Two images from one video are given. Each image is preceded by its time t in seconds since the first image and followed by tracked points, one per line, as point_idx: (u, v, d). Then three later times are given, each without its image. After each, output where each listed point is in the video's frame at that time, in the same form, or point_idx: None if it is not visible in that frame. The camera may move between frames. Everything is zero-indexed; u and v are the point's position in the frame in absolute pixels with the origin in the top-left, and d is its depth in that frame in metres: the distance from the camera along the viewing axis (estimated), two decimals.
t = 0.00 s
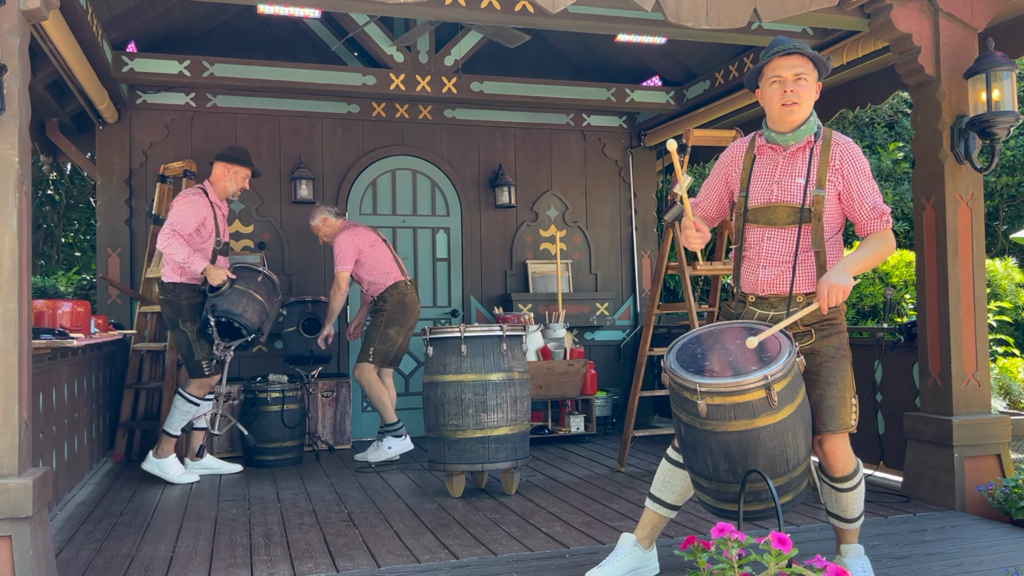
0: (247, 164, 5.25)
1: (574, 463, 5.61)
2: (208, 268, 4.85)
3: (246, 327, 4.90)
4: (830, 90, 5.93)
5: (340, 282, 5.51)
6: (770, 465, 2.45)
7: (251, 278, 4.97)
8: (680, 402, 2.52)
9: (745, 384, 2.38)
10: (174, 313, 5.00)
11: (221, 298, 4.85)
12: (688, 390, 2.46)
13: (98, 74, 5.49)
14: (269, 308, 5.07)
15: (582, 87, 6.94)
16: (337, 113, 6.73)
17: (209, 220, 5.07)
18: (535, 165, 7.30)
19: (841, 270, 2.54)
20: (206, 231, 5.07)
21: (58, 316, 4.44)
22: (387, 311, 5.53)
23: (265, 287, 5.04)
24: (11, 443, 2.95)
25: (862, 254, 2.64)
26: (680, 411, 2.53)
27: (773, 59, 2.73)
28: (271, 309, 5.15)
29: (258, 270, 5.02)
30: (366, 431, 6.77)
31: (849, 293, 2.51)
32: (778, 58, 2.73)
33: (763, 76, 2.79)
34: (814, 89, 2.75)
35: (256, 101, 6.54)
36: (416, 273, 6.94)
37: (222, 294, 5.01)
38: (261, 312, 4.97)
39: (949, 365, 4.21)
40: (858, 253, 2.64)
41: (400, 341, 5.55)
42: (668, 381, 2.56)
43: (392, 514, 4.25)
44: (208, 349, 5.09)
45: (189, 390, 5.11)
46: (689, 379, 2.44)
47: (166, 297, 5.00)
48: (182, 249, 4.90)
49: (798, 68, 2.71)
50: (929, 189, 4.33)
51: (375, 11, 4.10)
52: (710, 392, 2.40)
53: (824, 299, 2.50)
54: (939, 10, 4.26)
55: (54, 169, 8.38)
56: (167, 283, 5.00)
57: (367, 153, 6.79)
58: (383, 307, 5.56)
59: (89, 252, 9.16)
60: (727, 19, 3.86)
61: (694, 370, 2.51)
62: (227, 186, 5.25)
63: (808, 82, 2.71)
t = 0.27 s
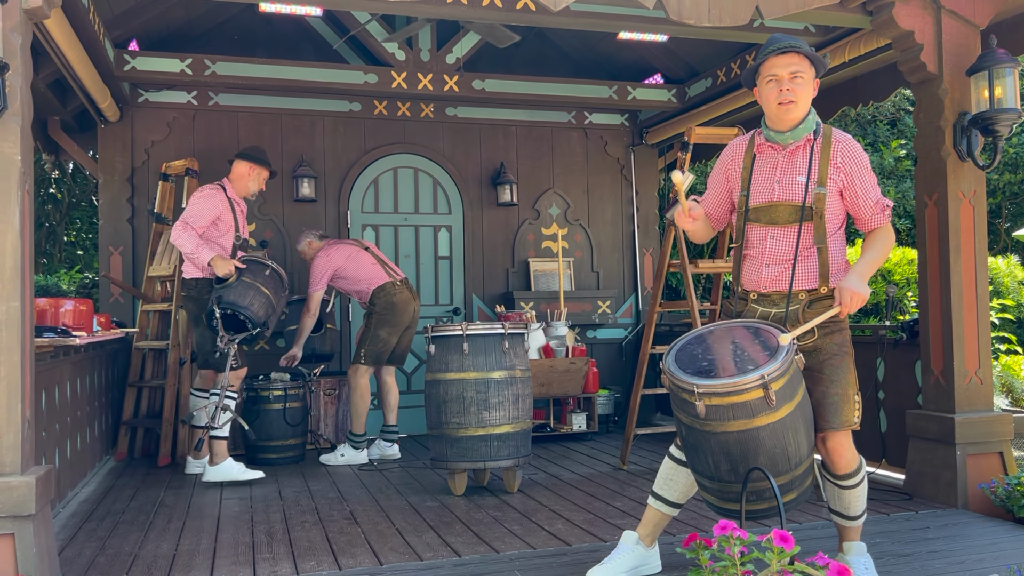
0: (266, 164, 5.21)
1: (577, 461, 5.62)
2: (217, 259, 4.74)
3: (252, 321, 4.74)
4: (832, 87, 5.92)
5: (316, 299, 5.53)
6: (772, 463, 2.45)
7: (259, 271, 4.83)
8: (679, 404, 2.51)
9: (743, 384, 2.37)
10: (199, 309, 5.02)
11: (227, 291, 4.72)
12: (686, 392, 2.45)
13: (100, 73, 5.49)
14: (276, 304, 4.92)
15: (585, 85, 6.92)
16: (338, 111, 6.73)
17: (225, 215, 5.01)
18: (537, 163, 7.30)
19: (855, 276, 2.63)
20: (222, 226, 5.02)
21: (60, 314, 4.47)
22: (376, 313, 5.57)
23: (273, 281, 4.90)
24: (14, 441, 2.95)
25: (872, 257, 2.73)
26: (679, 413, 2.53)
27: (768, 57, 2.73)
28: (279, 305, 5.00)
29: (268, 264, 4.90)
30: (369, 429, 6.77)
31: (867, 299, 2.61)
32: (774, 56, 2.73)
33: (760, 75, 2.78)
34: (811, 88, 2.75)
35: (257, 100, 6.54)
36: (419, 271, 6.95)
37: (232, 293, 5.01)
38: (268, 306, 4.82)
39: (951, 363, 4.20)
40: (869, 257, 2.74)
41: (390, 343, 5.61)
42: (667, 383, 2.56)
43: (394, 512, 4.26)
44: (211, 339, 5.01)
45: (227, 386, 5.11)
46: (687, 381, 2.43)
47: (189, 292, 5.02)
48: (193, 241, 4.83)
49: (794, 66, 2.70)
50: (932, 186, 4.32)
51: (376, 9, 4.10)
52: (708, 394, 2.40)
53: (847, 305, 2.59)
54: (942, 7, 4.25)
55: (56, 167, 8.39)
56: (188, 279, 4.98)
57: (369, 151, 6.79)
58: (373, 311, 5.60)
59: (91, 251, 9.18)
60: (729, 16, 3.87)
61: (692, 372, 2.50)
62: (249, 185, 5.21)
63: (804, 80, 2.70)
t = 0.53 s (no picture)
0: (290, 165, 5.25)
1: (578, 459, 5.62)
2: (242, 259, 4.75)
3: (269, 329, 4.67)
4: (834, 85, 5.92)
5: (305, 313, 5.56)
6: (774, 460, 2.45)
7: (284, 278, 4.76)
8: (684, 399, 2.51)
9: (750, 379, 2.37)
10: (221, 306, 5.03)
11: (247, 297, 4.66)
12: (692, 385, 2.45)
13: (102, 71, 5.49)
14: (298, 313, 4.83)
15: (587, 83, 6.90)
16: (340, 109, 6.73)
17: (252, 211, 5.08)
18: (538, 161, 7.29)
19: (859, 279, 2.64)
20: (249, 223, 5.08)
21: (63, 312, 4.49)
22: (365, 313, 5.58)
23: (297, 289, 4.81)
24: (17, 439, 2.96)
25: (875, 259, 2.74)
26: (683, 408, 2.52)
27: (777, 53, 2.73)
28: (302, 313, 4.91)
29: (295, 271, 4.81)
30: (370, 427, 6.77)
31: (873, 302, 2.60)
32: (783, 53, 2.73)
33: (769, 72, 2.78)
34: (819, 85, 2.76)
35: (259, 98, 6.54)
36: (420, 269, 6.95)
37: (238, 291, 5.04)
38: (287, 317, 4.73)
39: (954, 361, 4.20)
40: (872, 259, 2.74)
41: (378, 342, 5.61)
42: (672, 378, 2.56)
43: (396, 510, 4.26)
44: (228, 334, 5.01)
45: (245, 388, 5.11)
46: (693, 375, 2.43)
47: (213, 290, 5.03)
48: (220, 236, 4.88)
49: (803, 63, 2.71)
50: (934, 184, 4.32)
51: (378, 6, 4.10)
52: (714, 388, 2.40)
53: (849, 307, 2.58)
54: (944, 4, 4.25)
55: (59, 166, 8.40)
56: (214, 276, 5.05)
57: (371, 149, 6.79)
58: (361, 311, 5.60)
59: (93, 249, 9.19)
60: (732, 15, 3.91)
61: (697, 366, 2.50)
62: (272, 184, 5.25)
63: (812, 77, 2.71)
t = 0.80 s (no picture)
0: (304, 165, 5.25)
1: (580, 458, 5.62)
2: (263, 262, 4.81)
3: (292, 335, 4.74)
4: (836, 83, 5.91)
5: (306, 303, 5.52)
6: (776, 458, 2.45)
7: (307, 284, 4.83)
8: (687, 395, 2.51)
9: (755, 378, 2.37)
10: (242, 306, 5.04)
11: (271, 304, 4.73)
12: (696, 382, 2.45)
13: (103, 70, 5.49)
14: (320, 317, 4.90)
15: (589, 81, 6.89)
16: (341, 108, 6.72)
17: (274, 210, 5.04)
18: (540, 159, 7.29)
19: (859, 276, 2.65)
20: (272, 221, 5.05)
21: (64, 311, 4.49)
22: (363, 308, 5.57)
23: (319, 294, 4.87)
24: (19, 437, 2.96)
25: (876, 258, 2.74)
26: (686, 404, 2.52)
27: (793, 51, 2.71)
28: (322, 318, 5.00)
29: (318, 275, 4.87)
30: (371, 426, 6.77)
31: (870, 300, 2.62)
32: (799, 50, 2.71)
33: (780, 69, 2.75)
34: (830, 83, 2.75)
35: (260, 97, 6.54)
36: (422, 268, 6.95)
37: (252, 291, 5.05)
38: (309, 322, 4.80)
39: (956, 359, 4.19)
40: (875, 256, 2.73)
41: (377, 339, 5.60)
42: (675, 375, 2.56)
43: (398, 509, 4.26)
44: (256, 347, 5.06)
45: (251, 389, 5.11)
46: (697, 372, 2.43)
47: (233, 289, 5.03)
48: (244, 234, 4.87)
49: (819, 61, 2.69)
50: (936, 182, 4.31)
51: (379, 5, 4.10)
52: (718, 385, 2.40)
53: (851, 304, 2.59)
54: (946, 2, 4.24)
55: (60, 165, 8.40)
56: (232, 275, 5.01)
57: (372, 148, 6.79)
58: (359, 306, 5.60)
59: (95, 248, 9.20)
60: (733, 13, 3.91)
61: (702, 363, 2.50)
62: (286, 182, 5.25)
63: (827, 75, 2.70)
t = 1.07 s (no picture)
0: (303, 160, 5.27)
1: (581, 457, 5.62)
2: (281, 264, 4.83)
3: (316, 335, 4.89)
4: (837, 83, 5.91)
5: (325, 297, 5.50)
6: (780, 455, 2.45)
7: (321, 283, 4.97)
8: (690, 392, 2.51)
9: (759, 373, 2.37)
10: (256, 303, 5.06)
11: (292, 307, 4.83)
12: (700, 379, 2.45)
13: (104, 69, 5.49)
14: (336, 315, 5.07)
15: (590, 80, 6.89)
16: (342, 107, 6.73)
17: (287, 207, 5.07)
18: (541, 159, 7.29)
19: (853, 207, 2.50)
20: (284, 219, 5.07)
21: (66, 310, 4.49)
22: (380, 307, 5.68)
23: (333, 292, 5.03)
24: (21, 437, 2.96)
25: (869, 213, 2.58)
26: (689, 402, 2.53)
27: (802, 52, 2.71)
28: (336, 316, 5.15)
29: (331, 275, 5.04)
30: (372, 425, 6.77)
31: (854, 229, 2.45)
32: (808, 51, 2.71)
33: (788, 70, 2.76)
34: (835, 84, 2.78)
35: (262, 96, 6.54)
36: (423, 267, 6.95)
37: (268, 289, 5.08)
38: (329, 322, 4.97)
39: (957, 359, 4.19)
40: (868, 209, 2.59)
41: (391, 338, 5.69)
42: (678, 372, 2.56)
43: (400, 508, 4.27)
44: (271, 348, 5.11)
45: (252, 389, 5.09)
46: (701, 368, 2.43)
47: (248, 286, 5.04)
48: (265, 233, 4.88)
49: (828, 62, 2.71)
50: (937, 182, 4.31)
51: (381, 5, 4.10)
52: (722, 381, 2.40)
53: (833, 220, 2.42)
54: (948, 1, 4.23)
55: (61, 164, 8.41)
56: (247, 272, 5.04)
57: (373, 147, 6.79)
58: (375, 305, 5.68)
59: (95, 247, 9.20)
60: (734, 12, 3.90)
61: (705, 359, 2.51)
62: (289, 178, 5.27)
63: (834, 76, 2.72)
